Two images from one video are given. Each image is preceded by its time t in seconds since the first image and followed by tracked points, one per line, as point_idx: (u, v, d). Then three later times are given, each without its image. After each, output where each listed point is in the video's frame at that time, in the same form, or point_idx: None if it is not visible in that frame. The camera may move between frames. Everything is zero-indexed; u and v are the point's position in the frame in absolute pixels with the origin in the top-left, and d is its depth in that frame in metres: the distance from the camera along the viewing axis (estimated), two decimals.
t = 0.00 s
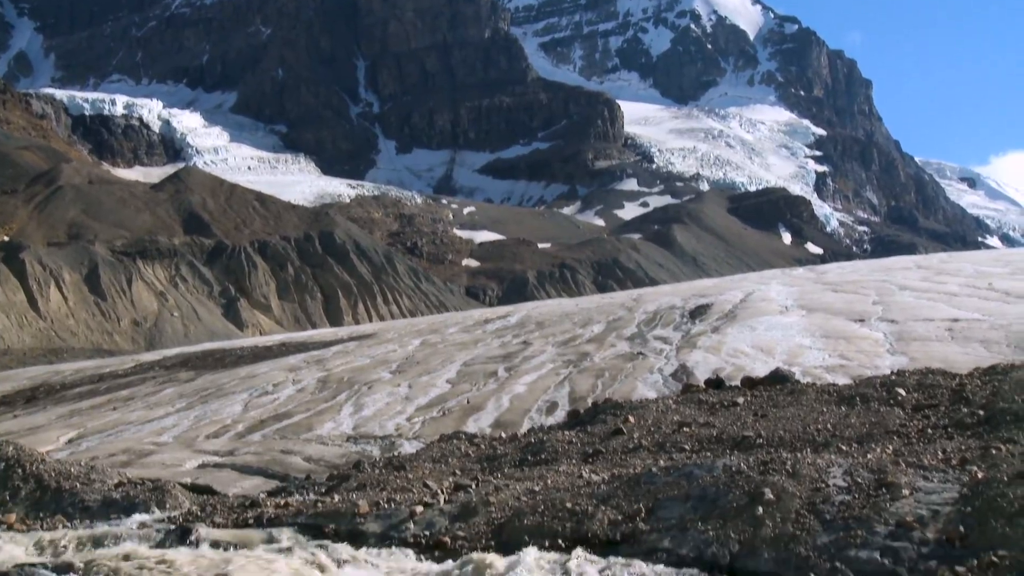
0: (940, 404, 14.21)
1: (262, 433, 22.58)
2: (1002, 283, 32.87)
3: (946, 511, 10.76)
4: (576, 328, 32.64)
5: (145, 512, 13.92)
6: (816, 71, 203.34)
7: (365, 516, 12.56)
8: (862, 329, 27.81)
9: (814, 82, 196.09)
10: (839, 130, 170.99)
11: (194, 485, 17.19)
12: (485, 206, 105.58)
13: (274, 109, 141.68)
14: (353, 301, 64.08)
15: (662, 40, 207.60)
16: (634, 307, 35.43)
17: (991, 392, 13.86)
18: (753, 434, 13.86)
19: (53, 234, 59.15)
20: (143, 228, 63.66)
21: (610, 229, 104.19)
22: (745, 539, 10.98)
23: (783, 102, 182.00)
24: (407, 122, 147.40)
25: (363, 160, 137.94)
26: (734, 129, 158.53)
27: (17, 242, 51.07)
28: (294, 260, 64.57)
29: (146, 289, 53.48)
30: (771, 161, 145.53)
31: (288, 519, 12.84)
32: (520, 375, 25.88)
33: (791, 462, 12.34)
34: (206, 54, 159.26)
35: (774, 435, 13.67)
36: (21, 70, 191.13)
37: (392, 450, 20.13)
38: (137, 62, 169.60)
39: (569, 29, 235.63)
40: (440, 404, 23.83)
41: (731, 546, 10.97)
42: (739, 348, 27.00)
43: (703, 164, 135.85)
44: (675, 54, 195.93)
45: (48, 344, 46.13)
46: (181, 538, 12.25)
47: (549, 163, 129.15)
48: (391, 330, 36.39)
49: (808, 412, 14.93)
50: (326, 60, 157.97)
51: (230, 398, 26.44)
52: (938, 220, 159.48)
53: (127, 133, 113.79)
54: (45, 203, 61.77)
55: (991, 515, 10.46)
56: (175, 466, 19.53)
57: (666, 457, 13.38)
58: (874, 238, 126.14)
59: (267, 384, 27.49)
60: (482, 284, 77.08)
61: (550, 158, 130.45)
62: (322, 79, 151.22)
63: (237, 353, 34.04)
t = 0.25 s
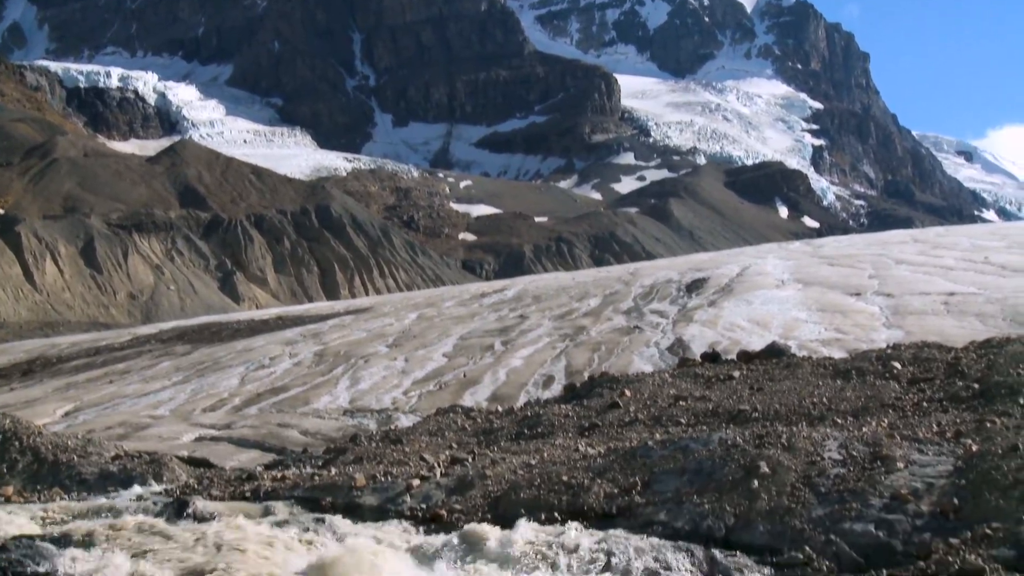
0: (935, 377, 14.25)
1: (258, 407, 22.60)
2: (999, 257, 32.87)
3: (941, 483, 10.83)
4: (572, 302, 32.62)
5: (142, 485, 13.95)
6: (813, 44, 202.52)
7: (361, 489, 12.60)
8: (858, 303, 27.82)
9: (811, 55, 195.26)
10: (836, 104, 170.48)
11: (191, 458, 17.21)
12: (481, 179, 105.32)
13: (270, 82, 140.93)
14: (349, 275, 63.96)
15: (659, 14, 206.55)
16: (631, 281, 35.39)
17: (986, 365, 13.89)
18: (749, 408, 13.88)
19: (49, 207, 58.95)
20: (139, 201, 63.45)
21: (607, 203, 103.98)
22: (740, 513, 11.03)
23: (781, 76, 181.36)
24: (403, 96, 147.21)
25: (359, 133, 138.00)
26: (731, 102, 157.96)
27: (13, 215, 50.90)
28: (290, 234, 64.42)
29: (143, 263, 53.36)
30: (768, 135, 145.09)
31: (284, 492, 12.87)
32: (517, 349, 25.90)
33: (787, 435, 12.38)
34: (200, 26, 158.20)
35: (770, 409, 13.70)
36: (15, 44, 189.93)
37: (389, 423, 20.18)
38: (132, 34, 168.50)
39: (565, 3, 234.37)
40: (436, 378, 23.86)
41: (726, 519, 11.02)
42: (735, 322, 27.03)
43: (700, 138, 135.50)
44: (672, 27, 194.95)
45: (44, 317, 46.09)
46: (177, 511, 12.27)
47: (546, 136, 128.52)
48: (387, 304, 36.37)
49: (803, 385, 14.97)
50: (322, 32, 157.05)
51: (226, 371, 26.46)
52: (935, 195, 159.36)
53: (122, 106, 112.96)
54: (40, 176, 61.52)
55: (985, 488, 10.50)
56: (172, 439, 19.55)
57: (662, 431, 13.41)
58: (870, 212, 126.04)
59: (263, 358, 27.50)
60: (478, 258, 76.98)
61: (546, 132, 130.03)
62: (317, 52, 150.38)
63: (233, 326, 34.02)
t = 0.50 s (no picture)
0: (931, 355, 14.28)
1: (255, 385, 22.64)
2: (995, 236, 32.83)
3: (936, 462, 10.89)
4: (568, 281, 32.61)
5: (139, 463, 13.98)
6: (811, 23, 201.74)
7: (358, 468, 12.64)
8: (855, 283, 27.81)
9: (809, 33, 194.52)
10: (833, 82, 169.97)
11: (188, 436, 17.25)
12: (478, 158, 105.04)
13: (266, 59, 140.32)
14: (346, 253, 63.79)
15: None
16: (627, 260, 35.37)
17: (982, 344, 13.93)
18: (745, 386, 13.91)
19: (44, 185, 58.75)
20: (135, 179, 63.26)
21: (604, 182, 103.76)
22: (736, 491, 11.08)
23: (778, 54, 180.75)
24: (400, 74, 146.70)
25: (356, 112, 137.51)
26: (728, 81, 157.47)
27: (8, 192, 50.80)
28: (287, 213, 64.24)
29: (139, 241, 53.26)
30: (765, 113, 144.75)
31: (281, 470, 12.90)
32: (513, 328, 25.91)
33: (783, 413, 12.41)
34: (196, 3, 157.29)
35: (766, 387, 13.73)
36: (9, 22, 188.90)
37: (385, 402, 20.21)
38: (127, 11, 167.57)
39: None
40: (433, 357, 23.88)
41: (721, 498, 11.07)
42: (732, 301, 27.03)
43: (697, 116, 135.16)
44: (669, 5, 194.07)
45: (40, 295, 46.06)
46: (175, 489, 12.31)
47: (543, 115, 128.08)
48: (384, 283, 36.32)
49: (800, 364, 14.99)
50: (317, 10, 156.26)
51: (222, 350, 26.47)
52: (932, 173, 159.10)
53: (118, 84, 112.34)
54: (36, 154, 61.28)
55: (980, 466, 10.57)
56: (168, 418, 19.57)
57: (658, 410, 13.44)
58: (867, 191, 125.89)
59: (260, 337, 27.51)
60: (475, 236, 76.83)
61: (543, 111, 129.61)
62: (313, 30, 149.64)
63: (229, 305, 34.00)
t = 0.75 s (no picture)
0: (927, 335, 14.30)
1: (252, 364, 22.64)
2: (992, 216, 32.84)
3: (931, 441, 10.94)
4: (565, 260, 32.58)
5: (136, 442, 13.98)
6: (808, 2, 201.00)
7: (355, 447, 12.66)
8: (852, 262, 27.81)
9: (806, 13, 193.89)
10: (831, 61, 169.51)
11: (185, 416, 17.26)
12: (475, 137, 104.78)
13: (262, 37, 139.64)
14: (342, 233, 63.64)
15: None
16: (624, 239, 35.34)
17: (978, 323, 13.95)
18: (741, 366, 13.94)
19: (40, 163, 58.54)
20: (131, 158, 63.04)
21: (601, 161, 103.60)
22: (731, 470, 11.12)
23: (776, 33, 180.15)
24: (396, 53, 146.21)
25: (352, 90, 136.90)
26: (725, 60, 156.92)
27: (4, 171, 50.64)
28: (283, 192, 64.08)
29: (135, 220, 53.15)
30: (762, 93, 144.41)
31: (278, 450, 12.91)
32: (510, 308, 25.91)
33: (779, 393, 12.44)
34: None
35: (762, 366, 13.76)
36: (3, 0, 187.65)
37: (382, 381, 20.26)
38: None
39: None
40: (430, 336, 23.88)
41: (718, 477, 11.11)
42: (728, 280, 27.03)
43: (694, 96, 134.77)
44: None
45: (37, 274, 46.00)
46: (171, 469, 12.31)
47: (539, 94, 127.68)
48: (380, 262, 36.27)
49: (796, 343, 15.00)
50: None
51: (219, 329, 26.45)
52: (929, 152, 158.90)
53: (113, 62, 111.46)
54: (31, 132, 61.03)
55: (974, 445, 10.62)
56: (165, 397, 19.57)
57: (655, 389, 13.47)
58: (864, 170, 125.80)
59: (256, 316, 27.48)
60: (472, 216, 76.76)
61: (540, 90, 129.19)
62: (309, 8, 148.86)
63: (226, 284, 33.93)
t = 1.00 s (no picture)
0: (922, 317, 14.31)
1: (247, 346, 22.61)
2: (987, 198, 32.86)
3: (925, 423, 10.99)
4: (561, 242, 32.57)
5: (132, 424, 14.00)
6: None
7: (350, 429, 12.68)
8: (847, 244, 27.83)
9: None
10: (827, 44, 169.09)
11: (181, 397, 17.28)
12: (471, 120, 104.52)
13: (257, 19, 138.92)
14: (338, 215, 63.50)
15: None
16: (619, 221, 35.33)
17: (973, 305, 13.96)
18: (737, 348, 13.96)
19: (34, 145, 58.31)
20: (126, 140, 62.81)
21: (597, 144, 103.39)
22: (727, 452, 11.14)
23: (772, 14, 179.55)
24: (392, 35, 145.79)
25: (348, 72, 136.23)
26: (722, 42, 156.37)
27: None
28: (279, 173, 63.90)
29: (130, 202, 53.04)
30: (758, 75, 144.03)
31: (274, 432, 12.93)
32: (505, 290, 25.92)
33: (774, 375, 12.46)
34: None
35: (757, 349, 13.78)
36: None
37: (377, 363, 20.30)
38: None
39: None
40: (426, 318, 23.87)
41: (713, 459, 11.13)
42: (724, 263, 27.03)
43: (691, 78, 134.38)
44: None
45: (32, 256, 45.90)
46: (168, 450, 12.33)
47: (535, 76, 127.28)
48: (376, 244, 36.22)
49: (791, 325, 15.00)
50: None
51: (214, 311, 26.43)
52: (925, 134, 158.69)
53: (107, 43, 110.82)
54: (25, 114, 60.75)
55: (968, 426, 10.66)
56: (161, 379, 19.58)
57: (650, 371, 13.48)
58: (860, 152, 125.71)
59: (252, 298, 27.44)
60: (468, 198, 76.70)
61: (536, 72, 128.84)
62: None
63: (221, 266, 33.84)
